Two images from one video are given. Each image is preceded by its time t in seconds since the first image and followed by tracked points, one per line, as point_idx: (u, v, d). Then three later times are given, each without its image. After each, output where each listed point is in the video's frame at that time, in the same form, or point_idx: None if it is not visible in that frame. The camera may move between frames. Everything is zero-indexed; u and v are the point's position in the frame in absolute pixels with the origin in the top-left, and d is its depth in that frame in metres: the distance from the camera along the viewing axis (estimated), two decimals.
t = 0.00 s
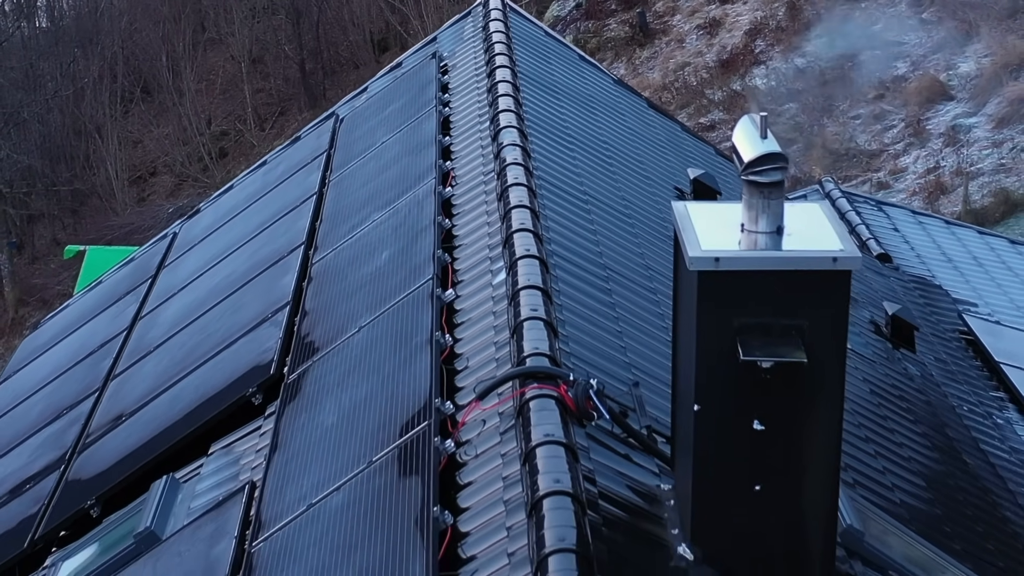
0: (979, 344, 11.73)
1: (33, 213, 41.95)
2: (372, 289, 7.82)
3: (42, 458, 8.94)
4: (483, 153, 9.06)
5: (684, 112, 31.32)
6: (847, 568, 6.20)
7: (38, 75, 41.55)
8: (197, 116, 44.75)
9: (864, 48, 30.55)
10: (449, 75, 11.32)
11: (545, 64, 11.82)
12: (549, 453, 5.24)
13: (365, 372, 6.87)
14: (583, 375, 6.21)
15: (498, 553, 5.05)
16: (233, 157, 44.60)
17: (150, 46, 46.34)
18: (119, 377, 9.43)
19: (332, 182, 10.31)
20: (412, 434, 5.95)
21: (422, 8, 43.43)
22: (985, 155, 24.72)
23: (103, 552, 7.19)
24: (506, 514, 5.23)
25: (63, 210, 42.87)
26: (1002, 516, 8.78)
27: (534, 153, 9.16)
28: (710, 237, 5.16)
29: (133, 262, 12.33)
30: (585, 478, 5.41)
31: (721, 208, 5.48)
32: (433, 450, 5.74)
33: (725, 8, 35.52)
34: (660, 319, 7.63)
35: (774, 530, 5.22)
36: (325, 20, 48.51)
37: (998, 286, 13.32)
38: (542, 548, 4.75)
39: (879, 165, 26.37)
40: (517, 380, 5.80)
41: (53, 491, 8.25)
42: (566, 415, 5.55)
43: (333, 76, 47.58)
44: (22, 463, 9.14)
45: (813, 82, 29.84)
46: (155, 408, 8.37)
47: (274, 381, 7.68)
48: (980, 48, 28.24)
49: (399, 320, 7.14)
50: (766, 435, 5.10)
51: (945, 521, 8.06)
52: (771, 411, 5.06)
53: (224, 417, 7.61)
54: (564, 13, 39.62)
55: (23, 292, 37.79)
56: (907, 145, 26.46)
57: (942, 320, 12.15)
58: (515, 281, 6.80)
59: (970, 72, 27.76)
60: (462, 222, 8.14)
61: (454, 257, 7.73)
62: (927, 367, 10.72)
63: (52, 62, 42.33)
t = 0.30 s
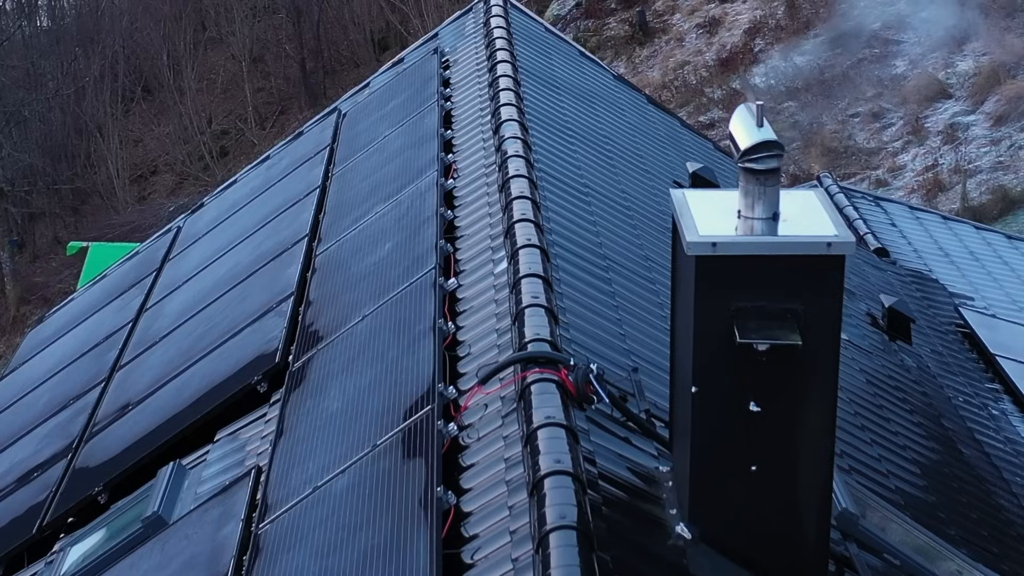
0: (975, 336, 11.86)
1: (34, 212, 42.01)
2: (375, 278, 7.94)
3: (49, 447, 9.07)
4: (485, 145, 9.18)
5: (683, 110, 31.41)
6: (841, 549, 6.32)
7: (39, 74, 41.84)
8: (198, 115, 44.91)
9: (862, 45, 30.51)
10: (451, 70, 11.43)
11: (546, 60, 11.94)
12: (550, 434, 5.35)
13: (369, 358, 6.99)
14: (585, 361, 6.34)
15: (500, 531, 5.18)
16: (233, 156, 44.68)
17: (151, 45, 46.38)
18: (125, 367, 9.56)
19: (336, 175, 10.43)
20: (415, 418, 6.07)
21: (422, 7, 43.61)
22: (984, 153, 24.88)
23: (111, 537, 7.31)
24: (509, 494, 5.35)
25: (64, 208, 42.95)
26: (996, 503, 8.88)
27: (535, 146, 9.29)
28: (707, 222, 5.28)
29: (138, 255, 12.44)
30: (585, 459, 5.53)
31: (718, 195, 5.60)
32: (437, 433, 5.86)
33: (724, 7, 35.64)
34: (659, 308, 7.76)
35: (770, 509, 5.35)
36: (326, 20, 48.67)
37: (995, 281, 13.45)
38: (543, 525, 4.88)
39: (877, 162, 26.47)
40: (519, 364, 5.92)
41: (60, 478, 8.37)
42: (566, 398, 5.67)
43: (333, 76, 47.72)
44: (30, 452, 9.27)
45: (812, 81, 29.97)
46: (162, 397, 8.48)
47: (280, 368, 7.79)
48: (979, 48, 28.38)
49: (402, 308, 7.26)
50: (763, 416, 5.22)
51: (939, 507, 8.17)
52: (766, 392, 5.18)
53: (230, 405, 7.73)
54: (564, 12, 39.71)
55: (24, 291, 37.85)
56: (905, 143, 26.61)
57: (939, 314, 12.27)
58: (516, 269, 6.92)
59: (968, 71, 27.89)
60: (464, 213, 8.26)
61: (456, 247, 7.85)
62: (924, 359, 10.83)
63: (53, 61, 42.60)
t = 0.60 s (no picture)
0: (970, 328, 11.99)
1: (36, 210, 42.15)
2: (379, 267, 8.08)
3: (58, 435, 9.22)
4: (486, 138, 9.32)
5: (683, 108, 31.55)
6: (835, 529, 6.47)
7: (40, 73, 41.93)
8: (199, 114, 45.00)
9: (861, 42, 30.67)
10: (453, 65, 11.57)
11: (547, 55, 12.09)
12: (551, 414, 5.49)
13: (373, 345, 7.13)
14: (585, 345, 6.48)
15: (503, 508, 5.32)
16: (234, 155, 44.82)
17: (152, 43, 46.37)
18: (132, 356, 9.70)
19: (339, 168, 10.57)
20: (419, 400, 6.21)
21: (422, 6, 43.79)
22: (982, 150, 25.02)
23: (120, 520, 7.45)
24: (510, 471, 5.49)
25: (65, 207, 43.17)
26: (989, 488, 9.00)
27: (536, 139, 9.43)
28: (704, 207, 5.41)
29: (143, 248, 12.57)
30: (586, 438, 5.67)
31: (715, 181, 5.73)
32: (441, 415, 6.00)
33: (724, 6, 35.76)
34: (657, 295, 7.91)
35: (765, 487, 5.50)
36: (327, 19, 48.81)
37: (990, 274, 13.59)
38: (545, 500, 5.01)
39: (876, 160, 26.62)
40: (520, 347, 6.06)
41: (69, 464, 8.51)
42: (567, 380, 5.81)
43: (333, 75, 47.89)
44: (38, 439, 9.41)
45: (811, 79, 30.12)
46: (168, 385, 8.62)
47: (285, 356, 7.93)
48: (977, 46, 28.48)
49: (406, 295, 7.40)
50: (759, 396, 5.35)
51: (933, 492, 8.29)
52: (761, 372, 5.32)
53: (236, 392, 7.87)
54: (564, 11, 39.83)
55: (26, 288, 37.89)
56: (904, 140, 26.76)
57: (935, 306, 12.41)
58: (518, 257, 7.06)
59: (967, 68, 28.03)
60: (466, 204, 8.41)
61: (459, 236, 7.98)
62: (920, 349, 10.97)
63: (55, 60, 42.71)
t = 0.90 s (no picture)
0: (966, 322, 12.12)
1: (36, 209, 41.96)
2: (382, 258, 8.20)
3: (65, 424, 9.35)
4: (488, 131, 9.45)
5: (683, 106, 31.67)
6: (831, 514, 6.63)
7: (41, 72, 42.06)
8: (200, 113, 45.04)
9: (860, 41, 30.92)
10: (454, 61, 11.69)
11: (547, 51, 12.21)
12: (552, 398, 5.60)
13: (378, 333, 7.25)
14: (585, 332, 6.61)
15: (505, 488, 5.45)
16: (235, 154, 44.92)
17: (154, 43, 46.35)
18: (137, 348, 9.82)
19: (342, 162, 10.69)
20: (423, 386, 6.33)
21: (423, 5, 43.88)
22: (980, 148, 25.12)
23: (128, 506, 7.57)
24: (513, 454, 5.61)
25: (66, 206, 43.28)
26: (985, 477, 9.10)
27: (537, 133, 9.56)
28: (703, 195, 5.53)
29: (147, 243, 12.69)
30: (586, 421, 5.79)
31: (713, 170, 5.86)
32: (444, 400, 6.12)
33: (723, 5, 35.87)
34: (657, 286, 8.03)
35: (763, 469, 5.61)
36: (328, 18, 48.90)
37: (987, 268, 13.73)
38: (546, 480, 5.13)
39: (875, 158, 26.78)
40: (522, 334, 6.17)
41: (76, 453, 8.64)
42: (567, 365, 5.93)
43: (334, 73, 48.02)
44: (45, 430, 9.55)
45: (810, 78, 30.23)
46: (174, 374, 8.75)
47: (290, 345, 8.06)
48: (976, 44, 28.54)
49: (409, 285, 7.52)
50: (755, 380, 5.47)
51: (930, 480, 8.40)
52: (758, 356, 5.43)
53: (241, 381, 7.99)
54: (564, 10, 39.93)
55: (27, 287, 37.91)
56: (902, 138, 26.89)
57: (932, 300, 12.53)
58: (520, 246, 7.19)
59: (965, 67, 28.13)
60: (468, 196, 8.53)
61: (461, 228, 8.11)
62: (916, 342, 11.09)
63: (56, 59, 42.87)
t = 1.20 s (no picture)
0: (963, 315, 12.24)
1: (37, 207, 41.95)
2: (385, 249, 8.33)
3: (72, 414, 9.48)
4: (490, 125, 9.58)
5: (683, 104, 31.78)
6: (827, 497, 6.76)
7: (42, 70, 42.19)
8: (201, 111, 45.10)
9: (859, 40, 31.08)
10: (456, 56, 11.81)
11: (548, 47, 12.34)
12: (553, 382, 5.72)
13: (381, 321, 7.39)
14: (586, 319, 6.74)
15: (508, 470, 5.57)
16: (235, 152, 44.99)
17: (155, 41, 46.33)
18: (144, 339, 9.95)
19: (345, 156, 10.83)
20: (426, 372, 6.45)
21: (423, 5, 44.04)
22: (978, 146, 25.24)
23: (135, 492, 7.69)
24: (515, 437, 5.74)
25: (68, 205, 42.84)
26: (980, 466, 9.21)
27: (538, 126, 9.69)
28: (701, 183, 5.66)
29: (151, 237, 12.81)
30: (587, 405, 5.92)
31: (711, 160, 5.98)
32: (447, 384, 6.26)
33: (723, 4, 35.99)
34: (656, 276, 8.15)
35: (760, 452, 5.73)
36: (328, 18, 49.00)
37: (983, 262, 13.86)
38: (548, 461, 5.25)
39: (873, 156, 26.96)
40: (524, 321, 6.30)
41: (84, 442, 8.77)
42: (568, 351, 6.06)
43: (335, 72, 48.15)
44: (52, 420, 9.68)
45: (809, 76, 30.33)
46: (180, 364, 8.87)
47: (295, 335, 8.19)
48: (975, 43, 28.65)
49: (413, 274, 7.65)
50: (751, 363, 5.60)
51: (926, 469, 8.52)
52: (755, 340, 5.55)
53: (247, 369, 8.12)
54: (564, 8, 40.04)
55: (28, 285, 37.96)
56: (901, 136, 27.02)
57: (929, 293, 12.66)
58: (521, 236, 7.31)
59: (963, 65, 28.25)
60: (470, 188, 8.66)
61: (464, 219, 8.23)
62: (913, 334, 11.21)
63: (57, 58, 43.00)
